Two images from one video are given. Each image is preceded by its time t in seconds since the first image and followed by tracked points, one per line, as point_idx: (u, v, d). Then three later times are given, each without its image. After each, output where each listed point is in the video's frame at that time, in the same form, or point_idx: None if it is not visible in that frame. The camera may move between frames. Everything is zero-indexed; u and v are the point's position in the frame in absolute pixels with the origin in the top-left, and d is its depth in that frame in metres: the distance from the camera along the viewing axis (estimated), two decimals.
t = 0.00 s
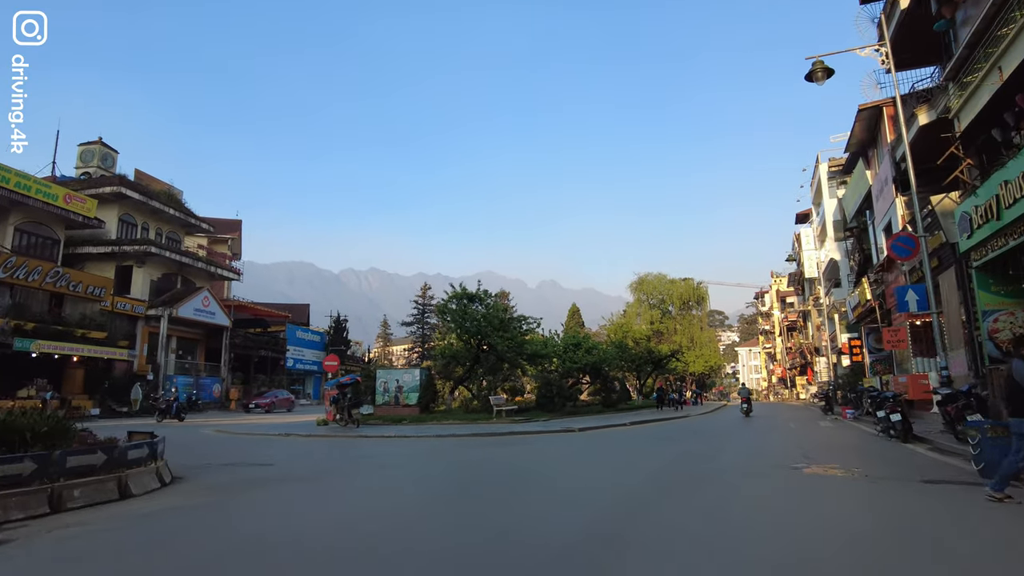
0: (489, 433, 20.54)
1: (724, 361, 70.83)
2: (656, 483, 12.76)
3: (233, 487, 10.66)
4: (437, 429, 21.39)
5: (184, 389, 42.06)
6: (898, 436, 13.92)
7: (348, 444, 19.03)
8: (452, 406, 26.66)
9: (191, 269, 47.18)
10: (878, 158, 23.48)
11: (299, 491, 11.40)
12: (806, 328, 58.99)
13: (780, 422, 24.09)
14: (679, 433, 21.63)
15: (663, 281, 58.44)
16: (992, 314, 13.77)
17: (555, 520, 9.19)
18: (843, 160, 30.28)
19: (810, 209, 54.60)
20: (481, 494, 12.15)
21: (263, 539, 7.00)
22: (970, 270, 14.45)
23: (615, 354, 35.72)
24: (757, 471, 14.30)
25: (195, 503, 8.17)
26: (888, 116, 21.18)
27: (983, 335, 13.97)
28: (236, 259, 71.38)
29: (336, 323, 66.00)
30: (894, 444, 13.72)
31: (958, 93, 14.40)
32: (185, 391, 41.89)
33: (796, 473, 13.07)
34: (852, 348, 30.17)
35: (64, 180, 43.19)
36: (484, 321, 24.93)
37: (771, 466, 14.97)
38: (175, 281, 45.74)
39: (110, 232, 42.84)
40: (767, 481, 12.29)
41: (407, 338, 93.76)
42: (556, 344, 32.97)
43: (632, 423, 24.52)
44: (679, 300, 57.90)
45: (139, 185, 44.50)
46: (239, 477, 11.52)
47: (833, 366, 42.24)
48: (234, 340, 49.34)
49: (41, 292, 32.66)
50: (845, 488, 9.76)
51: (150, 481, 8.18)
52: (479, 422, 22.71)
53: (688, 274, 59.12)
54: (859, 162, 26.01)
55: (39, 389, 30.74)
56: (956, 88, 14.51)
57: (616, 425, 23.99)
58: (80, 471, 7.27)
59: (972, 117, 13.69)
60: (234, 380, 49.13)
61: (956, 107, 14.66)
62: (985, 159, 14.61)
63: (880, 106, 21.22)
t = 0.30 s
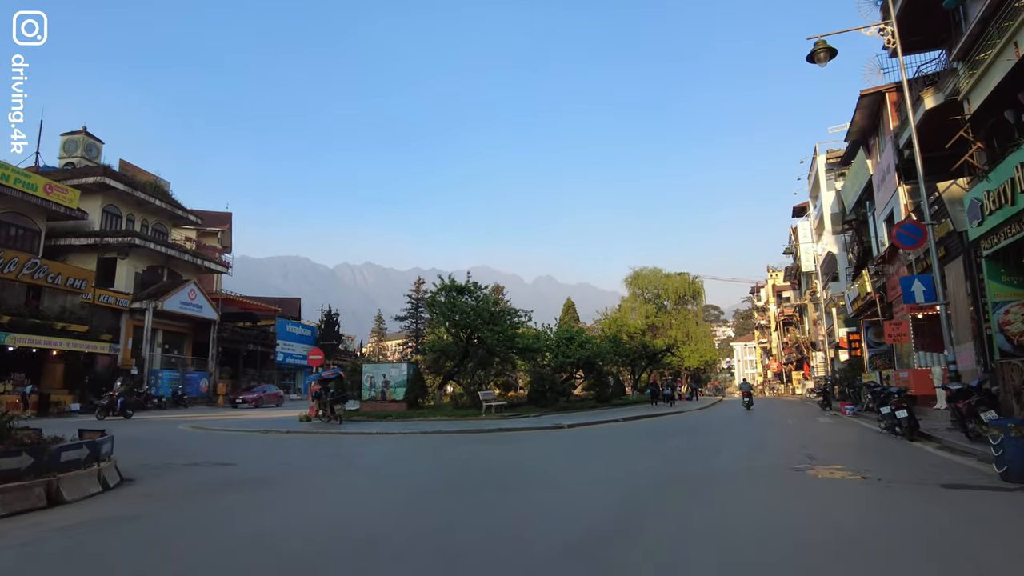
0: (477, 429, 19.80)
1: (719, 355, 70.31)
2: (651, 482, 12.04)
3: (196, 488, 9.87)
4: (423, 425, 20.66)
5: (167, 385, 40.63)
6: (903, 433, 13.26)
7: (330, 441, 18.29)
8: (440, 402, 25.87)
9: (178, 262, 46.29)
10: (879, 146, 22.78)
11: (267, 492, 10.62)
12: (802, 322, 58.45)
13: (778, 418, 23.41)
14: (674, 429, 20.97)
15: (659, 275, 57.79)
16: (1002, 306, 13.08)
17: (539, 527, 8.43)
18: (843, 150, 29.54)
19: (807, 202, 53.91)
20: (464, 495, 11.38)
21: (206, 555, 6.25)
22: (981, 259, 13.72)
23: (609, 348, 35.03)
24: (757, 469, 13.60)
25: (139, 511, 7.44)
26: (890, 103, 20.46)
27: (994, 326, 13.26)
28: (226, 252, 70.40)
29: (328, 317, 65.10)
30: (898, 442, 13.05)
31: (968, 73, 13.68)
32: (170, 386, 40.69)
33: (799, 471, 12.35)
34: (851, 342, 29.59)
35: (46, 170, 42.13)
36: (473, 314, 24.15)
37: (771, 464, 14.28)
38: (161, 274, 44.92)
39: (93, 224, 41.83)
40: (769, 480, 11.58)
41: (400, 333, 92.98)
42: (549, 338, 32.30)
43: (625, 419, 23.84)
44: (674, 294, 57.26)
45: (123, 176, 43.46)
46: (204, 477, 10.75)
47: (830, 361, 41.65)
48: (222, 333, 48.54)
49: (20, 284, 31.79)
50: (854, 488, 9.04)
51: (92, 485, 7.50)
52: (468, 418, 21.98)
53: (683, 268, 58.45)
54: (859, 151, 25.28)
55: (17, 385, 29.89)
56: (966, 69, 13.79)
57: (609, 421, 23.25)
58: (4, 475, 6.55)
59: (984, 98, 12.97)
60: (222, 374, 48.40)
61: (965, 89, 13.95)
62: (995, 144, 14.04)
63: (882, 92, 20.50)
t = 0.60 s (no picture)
0: (463, 427, 19.03)
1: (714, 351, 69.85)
2: (644, 483, 11.34)
3: (147, 492, 9.10)
4: (406, 423, 19.87)
5: (151, 380, 39.68)
6: (906, 432, 12.61)
7: (308, 439, 17.50)
8: (427, 398, 25.05)
9: (162, 255, 45.26)
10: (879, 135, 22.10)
11: (229, 496, 9.84)
12: (797, 318, 57.90)
13: (775, 414, 22.75)
14: (667, 427, 20.29)
15: (653, 270, 57.18)
16: (1013, 298, 12.41)
17: (518, 533, 7.70)
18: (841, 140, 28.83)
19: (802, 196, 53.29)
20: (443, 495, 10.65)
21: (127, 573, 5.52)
22: (990, 248, 13.03)
23: (602, 343, 34.33)
24: (755, 470, 12.91)
25: (65, 522, 6.69)
26: (891, 89, 19.78)
27: (1004, 319, 12.59)
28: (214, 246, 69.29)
29: (317, 312, 64.08)
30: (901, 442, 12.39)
31: (977, 53, 12.95)
32: (153, 382, 39.82)
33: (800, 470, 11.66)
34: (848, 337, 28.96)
35: (25, 160, 41.02)
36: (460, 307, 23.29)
37: (770, 463, 13.61)
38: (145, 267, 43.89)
39: (74, 216, 40.80)
40: (769, 481, 10.89)
41: (393, 328, 92.16)
42: (539, 333, 31.55)
43: (617, 416, 23.15)
44: (668, 289, 56.64)
45: (105, 166, 42.39)
46: (160, 479, 9.98)
47: (825, 356, 41.08)
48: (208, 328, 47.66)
49: None
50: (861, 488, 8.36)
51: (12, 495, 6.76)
52: (454, 415, 21.20)
53: (678, 263, 57.83)
54: (858, 140, 24.58)
55: None
56: (975, 47, 13.05)
57: (600, 418, 22.53)
58: None
59: (995, 78, 12.24)
60: (208, 370, 47.58)
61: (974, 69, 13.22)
62: (1005, 127, 13.32)
63: (883, 78, 19.81)
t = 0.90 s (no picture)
0: (445, 427, 18.23)
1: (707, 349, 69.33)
2: (632, 485, 10.62)
3: (86, 501, 8.28)
4: (388, 422, 19.05)
5: (132, 378, 38.65)
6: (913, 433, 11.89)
7: (283, 440, 16.68)
8: (412, 397, 24.23)
9: (144, 250, 44.21)
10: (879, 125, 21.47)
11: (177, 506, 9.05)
12: (791, 315, 57.40)
13: (771, 414, 22.09)
14: (659, 426, 19.56)
15: (646, 267, 56.52)
16: None
17: (490, 543, 6.93)
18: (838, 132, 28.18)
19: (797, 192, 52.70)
20: (416, 498, 9.93)
21: None
22: (1000, 238, 12.34)
23: (593, 340, 33.59)
24: (751, 472, 12.22)
25: None
26: (892, 77, 19.13)
27: (1015, 312, 11.90)
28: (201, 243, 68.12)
29: (306, 309, 63.10)
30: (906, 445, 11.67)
31: (987, 31, 12.21)
32: (134, 380, 38.80)
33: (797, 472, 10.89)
34: (845, 334, 28.34)
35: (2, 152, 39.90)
36: (446, 303, 22.42)
37: (765, 465, 12.90)
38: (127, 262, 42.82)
39: (52, 209, 39.73)
40: (765, 484, 10.18)
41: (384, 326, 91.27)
42: (529, 330, 30.78)
43: (608, 415, 22.46)
44: (662, 286, 55.98)
45: (85, 159, 41.31)
46: (103, 488, 9.17)
47: (821, 353, 40.49)
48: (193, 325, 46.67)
49: None
50: (863, 490, 7.68)
51: None
52: (438, 414, 20.35)
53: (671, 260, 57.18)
54: (856, 131, 23.93)
55: None
56: (985, 25, 12.29)
57: (591, 417, 21.76)
58: None
59: (1006, 58, 11.50)
60: (192, 367, 46.71)
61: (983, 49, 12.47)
62: (1015, 111, 12.60)
63: (883, 65, 19.16)
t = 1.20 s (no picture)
0: (427, 427, 17.42)
1: (700, 347, 69.01)
2: (618, 490, 9.89)
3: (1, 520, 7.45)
4: (368, 422, 18.25)
5: (112, 376, 37.56)
6: (918, 435, 11.17)
7: (254, 441, 15.85)
8: (395, 395, 23.43)
9: (125, 244, 43.14)
10: (877, 115, 20.81)
11: (118, 516, 8.26)
12: (784, 312, 57.01)
13: (765, 413, 21.37)
14: (649, 425, 18.84)
15: (639, 264, 55.89)
16: None
17: (455, 557, 6.15)
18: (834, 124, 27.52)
19: (791, 188, 52.13)
20: (384, 503, 9.17)
21: None
22: (1011, 228, 11.66)
23: (584, 337, 32.87)
24: (745, 475, 11.52)
25: None
26: (891, 64, 18.46)
27: None
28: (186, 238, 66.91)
29: (293, 306, 62.04)
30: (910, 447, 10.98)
31: (996, 10, 11.48)
32: (114, 377, 37.55)
33: (795, 474, 10.18)
34: (841, 330, 27.68)
35: None
36: (430, 298, 21.60)
37: (760, 466, 12.20)
38: (106, 257, 41.73)
39: (28, 202, 38.62)
40: (760, 488, 9.48)
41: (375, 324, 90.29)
42: (519, 326, 30.06)
43: (598, 414, 21.74)
44: (654, 284, 55.40)
45: (63, 150, 40.20)
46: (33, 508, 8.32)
47: (815, 350, 39.97)
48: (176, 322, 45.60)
49: None
50: (869, 494, 7.00)
51: None
52: (420, 414, 19.53)
53: (664, 257, 56.58)
54: (853, 122, 23.27)
55: None
56: (993, 3, 11.56)
57: (580, 415, 20.97)
58: None
59: (1016, 37, 10.78)
60: (174, 365, 45.72)
61: (991, 30, 11.75)
62: None
63: (882, 52, 18.49)
